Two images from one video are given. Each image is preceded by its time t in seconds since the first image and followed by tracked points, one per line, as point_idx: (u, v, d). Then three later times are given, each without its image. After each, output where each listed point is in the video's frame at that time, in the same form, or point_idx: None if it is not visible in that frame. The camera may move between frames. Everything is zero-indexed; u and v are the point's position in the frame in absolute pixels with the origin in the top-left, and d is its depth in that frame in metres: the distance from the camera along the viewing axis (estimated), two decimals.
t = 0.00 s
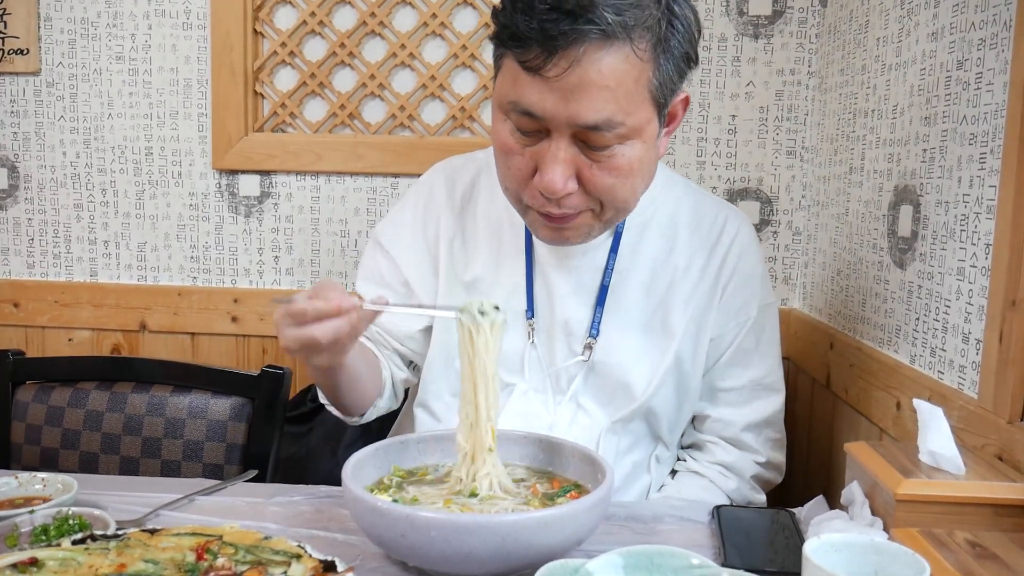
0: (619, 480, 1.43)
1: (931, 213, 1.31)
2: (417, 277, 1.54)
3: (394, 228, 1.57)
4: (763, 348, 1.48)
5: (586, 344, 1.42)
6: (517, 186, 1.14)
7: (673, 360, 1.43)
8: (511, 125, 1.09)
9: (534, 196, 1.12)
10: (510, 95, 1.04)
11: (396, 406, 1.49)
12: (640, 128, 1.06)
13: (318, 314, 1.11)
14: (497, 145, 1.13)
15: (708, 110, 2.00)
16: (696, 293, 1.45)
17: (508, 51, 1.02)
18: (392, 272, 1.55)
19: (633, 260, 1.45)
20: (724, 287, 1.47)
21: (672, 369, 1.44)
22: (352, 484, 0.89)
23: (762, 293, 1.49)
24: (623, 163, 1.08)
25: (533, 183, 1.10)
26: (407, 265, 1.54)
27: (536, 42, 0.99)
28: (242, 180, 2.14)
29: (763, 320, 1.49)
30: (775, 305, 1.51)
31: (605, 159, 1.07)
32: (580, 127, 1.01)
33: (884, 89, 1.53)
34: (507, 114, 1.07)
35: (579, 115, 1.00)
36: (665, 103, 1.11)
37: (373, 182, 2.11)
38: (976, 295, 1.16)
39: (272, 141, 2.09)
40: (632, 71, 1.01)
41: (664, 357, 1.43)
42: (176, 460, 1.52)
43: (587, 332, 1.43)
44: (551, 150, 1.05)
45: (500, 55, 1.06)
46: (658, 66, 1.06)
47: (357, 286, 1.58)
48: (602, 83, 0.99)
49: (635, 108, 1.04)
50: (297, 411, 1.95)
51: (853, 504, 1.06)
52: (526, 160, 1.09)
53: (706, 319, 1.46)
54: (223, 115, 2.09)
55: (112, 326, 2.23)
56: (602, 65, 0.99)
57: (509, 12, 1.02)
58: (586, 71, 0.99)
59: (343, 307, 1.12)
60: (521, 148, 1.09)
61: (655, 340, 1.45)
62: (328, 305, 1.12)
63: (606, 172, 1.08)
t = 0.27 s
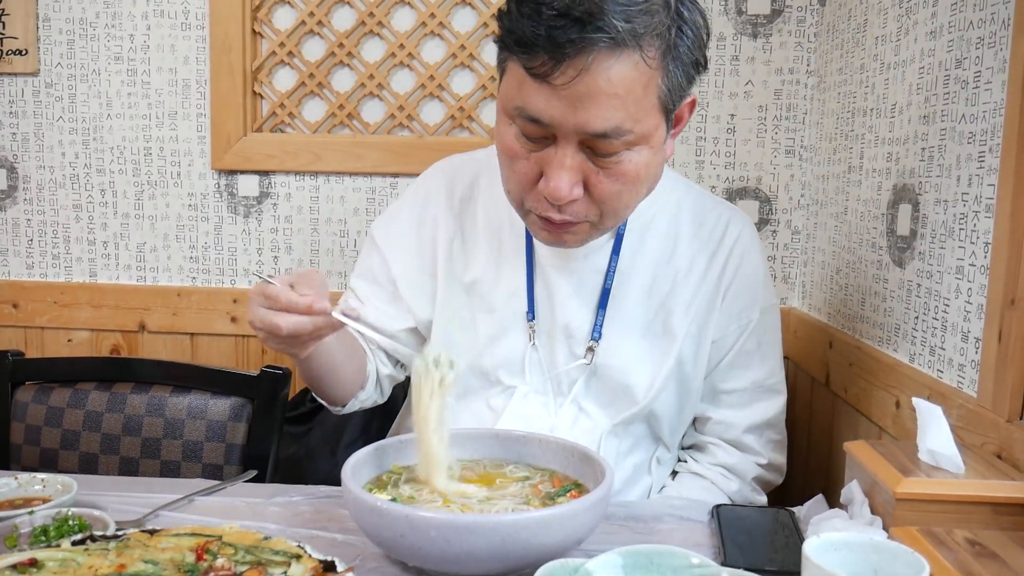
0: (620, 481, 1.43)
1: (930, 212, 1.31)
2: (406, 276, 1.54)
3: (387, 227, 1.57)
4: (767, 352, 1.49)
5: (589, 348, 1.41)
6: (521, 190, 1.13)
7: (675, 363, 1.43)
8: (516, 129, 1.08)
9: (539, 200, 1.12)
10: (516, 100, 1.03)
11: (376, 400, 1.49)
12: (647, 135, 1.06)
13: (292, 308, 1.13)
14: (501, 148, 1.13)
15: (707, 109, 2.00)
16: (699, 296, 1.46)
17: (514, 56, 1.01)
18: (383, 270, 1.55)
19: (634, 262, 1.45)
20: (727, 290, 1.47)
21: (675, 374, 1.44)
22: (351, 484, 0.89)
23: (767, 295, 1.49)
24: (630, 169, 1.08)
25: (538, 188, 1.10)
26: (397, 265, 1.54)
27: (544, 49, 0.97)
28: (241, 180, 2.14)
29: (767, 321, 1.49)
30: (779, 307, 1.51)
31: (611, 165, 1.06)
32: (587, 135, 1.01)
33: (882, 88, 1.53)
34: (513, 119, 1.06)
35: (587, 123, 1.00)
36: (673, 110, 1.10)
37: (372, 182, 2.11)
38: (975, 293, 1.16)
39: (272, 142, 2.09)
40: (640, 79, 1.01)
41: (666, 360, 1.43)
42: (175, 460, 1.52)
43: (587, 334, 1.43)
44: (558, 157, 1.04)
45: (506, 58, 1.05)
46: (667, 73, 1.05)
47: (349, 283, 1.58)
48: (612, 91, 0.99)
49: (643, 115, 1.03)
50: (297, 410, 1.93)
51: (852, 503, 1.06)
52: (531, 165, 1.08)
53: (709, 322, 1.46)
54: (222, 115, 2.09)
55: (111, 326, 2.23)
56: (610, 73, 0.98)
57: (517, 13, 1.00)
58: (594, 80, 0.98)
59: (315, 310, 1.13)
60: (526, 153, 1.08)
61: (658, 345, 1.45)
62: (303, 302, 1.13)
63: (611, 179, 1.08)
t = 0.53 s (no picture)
0: (620, 481, 1.43)
1: (929, 211, 1.31)
2: (405, 275, 1.55)
3: (386, 227, 1.58)
4: (767, 351, 1.49)
5: (588, 348, 1.41)
6: (513, 191, 1.13)
7: (674, 363, 1.43)
8: (505, 130, 1.08)
9: (530, 201, 1.12)
10: (502, 101, 1.03)
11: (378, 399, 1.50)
12: (636, 132, 1.06)
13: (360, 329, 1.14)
14: (491, 149, 1.13)
15: (706, 109, 2.00)
16: (696, 295, 1.45)
17: (499, 58, 1.01)
18: (382, 270, 1.57)
19: (632, 262, 1.44)
20: (725, 289, 1.47)
21: (673, 372, 1.44)
22: (350, 484, 0.89)
23: (767, 293, 1.49)
24: (619, 168, 1.08)
25: (529, 188, 1.10)
26: (396, 264, 1.55)
27: (528, 50, 0.97)
28: (240, 180, 2.14)
29: (768, 320, 1.49)
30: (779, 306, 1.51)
31: (601, 164, 1.06)
32: (573, 134, 1.01)
33: (881, 88, 1.53)
34: (500, 120, 1.06)
35: (572, 122, 0.99)
36: (661, 107, 1.09)
37: (372, 182, 2.11)
38: (974, 292, 1.16)
39: (271, 142, 2.09)
40: (626, 78, 1.00)
41: (665, 360, 1.43)
42: (175, 460, 1.52)
43: (585, 334, 1.43)
44: (546, 157, 1.04)
45: (492, 61, 1.05)
46: (653, 71, 1.04)
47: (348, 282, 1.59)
48: (595, 91, 0.98)
49: (629, 114, 1.03)
50: (297, 410, 1.93)
51: (852, 502, 1.06)
52: (520, 166, 1.09)
53: (708, 322, 1.46)
54: (221, 115, 2.09)
55: (110, 327, 2.23)
56: (595, 72, 0.98)
57: (502, 16, 1.01)
58: (577, 79, 0.97)
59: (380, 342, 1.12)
60: (515, 154, 1.08)
61: (657, 344, 1.45)
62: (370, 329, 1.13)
63: (602, 177, 1.08)
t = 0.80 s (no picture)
0: (620, 481, 1.43)
1: (929, 211, 1.31)
2: (404, 273, 1.55)
3: (386, 224, 1.58)
4: (766, 351, 1.49)
5: (586, 347, 1.42)
6: (513, 189, 1.13)
7: (673, 363, 1.43)
8: (506, 128, 1.08)
9: (530, 199, 1.11)
10: (505, 97, 1.03)
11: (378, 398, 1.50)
12: (637, 131, 1.05)
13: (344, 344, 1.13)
14: (493, 146, 1.13)
15: (707, 108, 2.00)
16: (694, 295, 1.46)
17: (501, 55, 1.01)
18: (381, 266, 1.56)
19: (632, 262, 1.44)
20: (725, 289, 1.47)
21: (673, 372, 1.44)
22: (350, 483, 0.89)
23: (767, 292, 1.49)
24: (620, 167, 1.07)
25: (529, 186, 1.10)
26: (395, 262, 1.55)
27: (531, 47, 0.97)
28: (241, 179, 2.14)
29: (769, 319, 1.49)
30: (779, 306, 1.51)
31: (602, 162, 1.06)
32: (575, 132, 1.01)
33: (882, 88, 1.53)
34: (502, 117, 1.06)
35: (574, 119, 0.99)
36: (663, 106, 1.09)
37: (373, 182, 2.11)
38: (974, 292, 1.17)
39: (272, 141, 2.09)
40: (628, 75, 1.00)
41: (665, 360, 1.43)
42: (175, 459, 1.52)
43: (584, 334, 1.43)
44: (547, 155, 1.04)
45: (494, 58, 1.05)
46: (655, 70, 1.04)
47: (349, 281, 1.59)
48: (597, 88, 0.98)
49: (631, 112, 1.03)
50: (297, 410, 1.95)
51: (852, 502, 1.06)
52: (521, 163, 1.08)
53: (708, 322, 1.46)
54: (221, 114, 2.09)
55: (111, 326, 2.23)
56: (597, 69, 0.98)
57: (504, 13, 1.01)
58: (580, 77, 0.97)
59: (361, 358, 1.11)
60: (516, 151, 1.08)
61: (656, 344, 1.45)
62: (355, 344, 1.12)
63: (602, 175, 1.07)
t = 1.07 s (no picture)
0: (621, 483, 1.43)
1: (928, 210, 1.31)
2: (408, 279, 1.54)
3: (386, 229, 1.57)
4: (768, 352, 1.48)
5: (590, 352, 1.41)
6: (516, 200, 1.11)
7: (677, 367, 1.43)
8: (507, 140, 1.06)
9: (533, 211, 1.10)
10: (506, 112, 1.00)
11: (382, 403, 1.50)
12: (641, 141, 1.03)
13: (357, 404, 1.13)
14: (494, 158, 1.10)
15: (706, 108, 2.00)
16: (697, 298, 1.46)
17: (502, 70, 0.99)
18: (383, 273, 1.55)
19: (634, 264, 1.44)
20: (728, 290, 1.47)
21: (676, 375, 1.44)
22: (350, 484, 0.89)
23: (769, 294, 1.49)
24: (625, 178, 1.05)
25: (532, 198, 1.08)
26: (398, 268, 1.54)
27: (531, 63, 0.95)
28: (240, 180, 2.14)
29: (772, 320, 1.49)
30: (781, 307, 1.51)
31: (606, 175, 1.04)
32: (578, 146, 0.98)
33: (881, 87, 1.53)
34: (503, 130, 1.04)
35: (577, 135, 0.97)
36: (665, 117, 1.07)
37: (372, 182, 2.11)
38: (973, 292, 1.17)
39: (271, 142, 2.09)
40: (631, 88, 0.98)
41: (667, 364, 1.43)
42: (175, 460, 1.52)
43: (585, 337, 1.42)
44: (550, 170, 1.02)
45: (494, 68, 1.02)
46: (658, 82, 1.02)
47: (348, 287, 1.57)
48: (600, 103, 0.96)
49: (635, 124, 1.01)
50: (297, 410, 1.94)
51: (852, 502, 1.06)
52: (524, 176, 1.06)
53: (711, 324, 1.46)
54: (220, 115, 2.09)
55: (110, 327, 2.23)
56: (600, 84, 0.95)
57: (502, 27, 0.98)
58: (583, 92, 0.95)
59: (381, 410, 1.11)
60: (519, 165, 1.06)
61: (658, 348, 1.45)
62: (368, 401, 1.12)
63: (607, 187, 1.05)
